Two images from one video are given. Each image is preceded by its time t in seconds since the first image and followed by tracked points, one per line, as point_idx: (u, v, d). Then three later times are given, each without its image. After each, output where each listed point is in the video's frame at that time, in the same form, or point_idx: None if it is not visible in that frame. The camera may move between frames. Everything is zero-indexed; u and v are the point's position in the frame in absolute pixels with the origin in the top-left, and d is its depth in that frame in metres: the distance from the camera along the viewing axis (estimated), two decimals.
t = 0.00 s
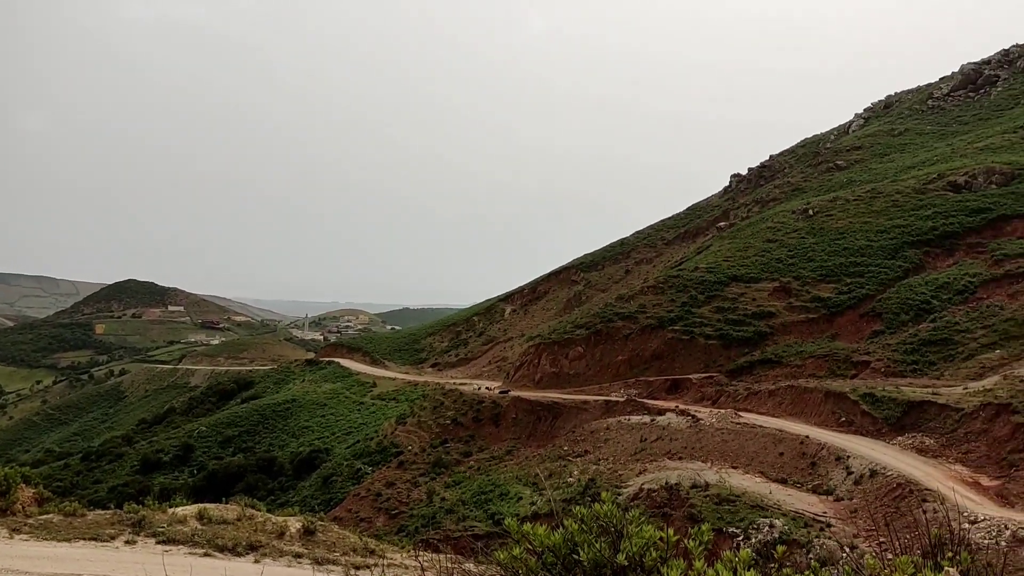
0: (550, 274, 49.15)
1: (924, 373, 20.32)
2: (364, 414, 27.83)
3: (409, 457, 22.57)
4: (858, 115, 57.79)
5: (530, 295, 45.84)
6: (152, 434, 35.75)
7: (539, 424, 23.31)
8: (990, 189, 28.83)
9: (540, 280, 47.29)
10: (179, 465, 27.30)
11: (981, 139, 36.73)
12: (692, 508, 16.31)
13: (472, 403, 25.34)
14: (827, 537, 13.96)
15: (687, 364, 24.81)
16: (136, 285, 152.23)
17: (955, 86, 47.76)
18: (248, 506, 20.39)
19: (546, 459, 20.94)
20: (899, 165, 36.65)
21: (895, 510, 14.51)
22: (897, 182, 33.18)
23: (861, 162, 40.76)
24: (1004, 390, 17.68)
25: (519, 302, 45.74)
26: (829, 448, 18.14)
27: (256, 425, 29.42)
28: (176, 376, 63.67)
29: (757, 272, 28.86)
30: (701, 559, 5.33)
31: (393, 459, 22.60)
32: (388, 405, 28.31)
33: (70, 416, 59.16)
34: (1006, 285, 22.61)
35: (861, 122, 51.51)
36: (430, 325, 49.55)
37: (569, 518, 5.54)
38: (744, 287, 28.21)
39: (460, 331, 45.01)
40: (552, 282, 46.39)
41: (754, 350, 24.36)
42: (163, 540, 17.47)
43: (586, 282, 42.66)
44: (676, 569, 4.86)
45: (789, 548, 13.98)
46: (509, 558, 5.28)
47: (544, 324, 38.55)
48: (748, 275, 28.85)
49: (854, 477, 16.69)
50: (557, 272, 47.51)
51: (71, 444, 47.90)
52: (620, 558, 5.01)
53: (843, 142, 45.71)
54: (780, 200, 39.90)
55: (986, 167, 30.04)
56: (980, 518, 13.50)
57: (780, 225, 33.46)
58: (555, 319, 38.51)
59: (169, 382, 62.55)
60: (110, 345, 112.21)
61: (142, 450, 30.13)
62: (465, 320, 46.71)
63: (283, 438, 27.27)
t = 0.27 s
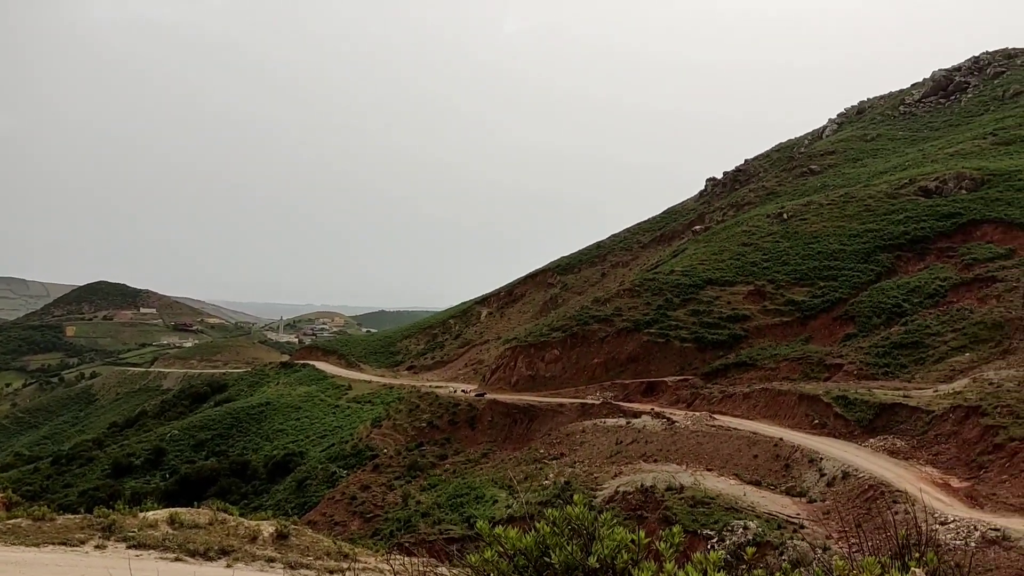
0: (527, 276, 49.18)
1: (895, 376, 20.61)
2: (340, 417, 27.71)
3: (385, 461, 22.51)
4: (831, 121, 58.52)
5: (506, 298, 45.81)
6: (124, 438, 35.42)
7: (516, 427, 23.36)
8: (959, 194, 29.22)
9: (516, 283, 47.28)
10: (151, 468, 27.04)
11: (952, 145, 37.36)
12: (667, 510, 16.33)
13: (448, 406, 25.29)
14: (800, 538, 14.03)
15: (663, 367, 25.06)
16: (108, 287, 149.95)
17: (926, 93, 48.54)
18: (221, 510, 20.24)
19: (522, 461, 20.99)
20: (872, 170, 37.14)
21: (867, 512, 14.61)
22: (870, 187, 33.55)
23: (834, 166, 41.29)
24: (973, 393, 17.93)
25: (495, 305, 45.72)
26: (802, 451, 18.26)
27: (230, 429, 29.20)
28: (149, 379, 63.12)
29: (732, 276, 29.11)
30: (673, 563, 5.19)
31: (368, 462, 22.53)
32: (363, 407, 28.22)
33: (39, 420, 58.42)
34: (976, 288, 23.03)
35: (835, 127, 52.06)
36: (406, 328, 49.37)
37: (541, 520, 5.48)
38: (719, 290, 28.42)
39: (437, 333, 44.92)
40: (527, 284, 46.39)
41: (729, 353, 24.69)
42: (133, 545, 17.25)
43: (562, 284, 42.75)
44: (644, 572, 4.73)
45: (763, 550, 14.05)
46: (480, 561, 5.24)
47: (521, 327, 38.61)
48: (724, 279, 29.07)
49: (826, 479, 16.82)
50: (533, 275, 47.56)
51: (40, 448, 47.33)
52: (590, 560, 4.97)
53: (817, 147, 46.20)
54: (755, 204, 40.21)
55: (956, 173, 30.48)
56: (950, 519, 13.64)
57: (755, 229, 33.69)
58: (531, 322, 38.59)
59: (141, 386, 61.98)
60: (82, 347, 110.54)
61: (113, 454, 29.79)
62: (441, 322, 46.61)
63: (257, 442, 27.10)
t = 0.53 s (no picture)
0: (503, 278, 49.23)
1: (867, 378, 20.86)
2: (315, 419, 27.64)
3: (360, 464, 22.46)
4: (805, 125, 59.08)
5: (482, 301, 45.82)
6: (96, 441, 35.09)
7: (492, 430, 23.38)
8: (930, 199, 29.60)
9: (493, 285, 47.31)
10: (122, 472, 26.83)
11: (923, 150, 37.93)
12: (642, 512, 16.34)
13: (424, 408, 25.25)
14: (773, 539, 14.12)
15: (638, 369, 25.19)
16: (81, 289, 147.98)
17: (898, 98, 49.15)
18: (193, 514, 20.11)
19: (498, 464, 21.02)
20: (845, 175, 37.56)
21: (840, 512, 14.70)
22: (843, 191, 33.87)
23: (808, 171, 41.74)
24: (943, 395, 18.16)
25: (471, 307, 45.76)
26: (776, 453, 18.39)
27: (203, 432, 29.05)
28: (121, 382, 62.64)
29: (707, 278, 29.29)
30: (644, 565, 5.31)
31: (343, 465, 22.47)
32: (338, 410, 28.17)
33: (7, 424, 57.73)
34: (946, 292, 23.42)
35: (808, 132, 52.45)
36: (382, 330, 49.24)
37: (513, 523, 5.53)
38: (694, 292, 28.61)
39: (413, 336, 44.90)
40: (503, 287, 46.39)
41: (703, 355, 24.91)
42: (104, 549, 17.03)
43: (538, 287, 42.87)
44: (615, 574, 4.85)
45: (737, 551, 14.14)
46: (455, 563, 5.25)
47: (496, 330, 38.69)
48: (699, 282, 29.24)
49: (799, 481, 16.95)
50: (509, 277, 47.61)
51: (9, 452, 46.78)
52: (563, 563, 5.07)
53: (791, 151, 46.65)
54: (730, 208, 40.49)
55: (927, 178, 30.86)
56: (921, 519, 13.77)
57: (730, 233, 33.91)
58: (507, 325, 38.67)
59: (113, 389, 61.46)
60: (53, 349, 108.85)
61: (83, 458, 29.46)
62: (417, 325, 46.52)
63: (230, 445, 26.97)
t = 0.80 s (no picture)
0: (478, 280, 49.24)
1: (841, 380, 21.08)
2: (290, 421, 27.54)
3: (336, 466, 22.41)
4: (780, 129, 59.70)
5: (457, 302, 45.78)
6: (65, 444, 34.77)
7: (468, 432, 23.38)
8: (902, 203, 29.97)
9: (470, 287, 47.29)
10: (93, 475, 26.54)
11: (896, 154, 38.46)
12: (618, 514, 16.36)
13: (400, 411, 25.19)
14: (748, 540, 14.21)
15: (614, 371, 25.30)
16: (51, 291, 145.67)
17: (871, 103, 49.78)
18: (164, 518, 19.95)
19: (474, 466, 21.05)
20: (819, 178, 37.97)
21: (814, 513, 14.82)
22: (818, 195, 34.18)
23: (783, 175, 42.18)
24: (915, 396, 18.36)
25: (448, 309, 45.74)
26: (751, 454, 18.51)
27: (176, 434, 28.84)
28: (92, 385, 62.16)
29: (683, 281, 29.46)
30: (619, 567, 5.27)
31: (318, 468, 22.41)
32: (314, 412, 28.10)
33: None
34: (918, 295, 23.79)
35: (784, 135, 52.87)
36: (358, 331, 49.04)
37: (488, 527, 5.47)
38: (670, 295, 28.77)
39: (389, 337, 44.82)
40: (478, 289, 46.34)
41: (679, 358, 25.06)
42: (74, 554, 16.73)
43: (514, 289, 42.96)
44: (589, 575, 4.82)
45: (711, 552, 14.23)
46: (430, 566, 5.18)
47: (472, 332, 38.75)
48: (675, 284, 29.40)
49: (774, 482, 17.08)
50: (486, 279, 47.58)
51: None
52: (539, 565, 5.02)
53: (766, 155, 47.04)
54: (706, 211, 40.73)
55: (899, 182, 31.23)
56: (894, 520, 13.89)
57: (705, 236, 34.10)
58: (483, 327, 38.71)
59: (84, 391, 60.94)
60: (23, 351, 107.07)
61: (53, 461, 29.08)
62: (393, 326, 46.40)
63: (204, 447, 26.80)
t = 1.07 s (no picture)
0: (453, 282, 49.23)
1: (814, 382, 21.28)
2: (265, 423, 27.45)
3: (311, 469, 22.34)
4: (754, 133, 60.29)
5: (434, 304, 45.72)
6: (36, 447, 34.47)
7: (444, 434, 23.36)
8: (875, 207, 30.35)
9: (447, 288, 47.24)
10: (63, 478, 26.24)
11: (869, 158, 38.93)
12: (594, 516, 16.36)
13: (377, 412, 25.11)
14: (723, 541, 14.27)
15: (590, 373, 25.37)
16: (19, 291, 143.02)
17: (844, 108, 50.34)
18: (136, 521, 19.77)
19: (449, 468, 21.07)
20: (794, 182, 38.36)
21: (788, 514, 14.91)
22: (792, 198, 34.48)
23: (758, 178, 42.57)
24: (887, 398, 18.55)
25: (424, 311, 45.69)
26: (726, 455, 18.61)
27: (149, 437, 28.65)
28: (63, 387, 61.59)
29: (659, 283, 29.59)
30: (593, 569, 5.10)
31: (292, 470, 22.34)
32: (290, 414, 28.02)
33: None
34: (890, 298, 24.12)
35: (759, 138, 53.32)
36: (334, 332, 48.84)
37: (461, 528, 5.38)
38: (647, 296, 28.90)
39: (366, 338, 44.72)
40: (454, 291, 46.31)
41: (655, 359, 25.23)
42: (44, 557, 16.36)
43: (490, 291, 43.04)
44: None
45: (687, 553, 14.29)
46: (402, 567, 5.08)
47: (449, 333, 38.77)
48: (651, 286, 29.52)
49: (748, 483, 17.17)
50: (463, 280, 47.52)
51: None
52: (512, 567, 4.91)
53: (741, 158, 47.46)
54: (682, 214, 40.98)
55: (872, 186, 31.66)
56: (867, 521, 13.99)
57: (681, 238, 34.30)
58: (460, 328, 38.74)
59: (54, 393, 60.32)
60: None
61: (23, 464, 28.69)
62: (370, 328, 46.23)
63: (177, 450, 26.62)
